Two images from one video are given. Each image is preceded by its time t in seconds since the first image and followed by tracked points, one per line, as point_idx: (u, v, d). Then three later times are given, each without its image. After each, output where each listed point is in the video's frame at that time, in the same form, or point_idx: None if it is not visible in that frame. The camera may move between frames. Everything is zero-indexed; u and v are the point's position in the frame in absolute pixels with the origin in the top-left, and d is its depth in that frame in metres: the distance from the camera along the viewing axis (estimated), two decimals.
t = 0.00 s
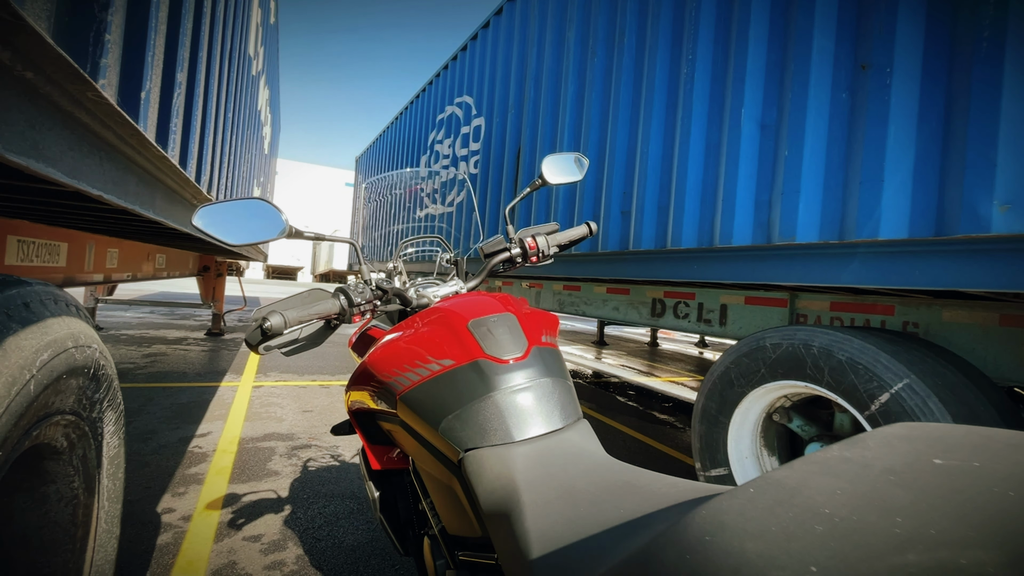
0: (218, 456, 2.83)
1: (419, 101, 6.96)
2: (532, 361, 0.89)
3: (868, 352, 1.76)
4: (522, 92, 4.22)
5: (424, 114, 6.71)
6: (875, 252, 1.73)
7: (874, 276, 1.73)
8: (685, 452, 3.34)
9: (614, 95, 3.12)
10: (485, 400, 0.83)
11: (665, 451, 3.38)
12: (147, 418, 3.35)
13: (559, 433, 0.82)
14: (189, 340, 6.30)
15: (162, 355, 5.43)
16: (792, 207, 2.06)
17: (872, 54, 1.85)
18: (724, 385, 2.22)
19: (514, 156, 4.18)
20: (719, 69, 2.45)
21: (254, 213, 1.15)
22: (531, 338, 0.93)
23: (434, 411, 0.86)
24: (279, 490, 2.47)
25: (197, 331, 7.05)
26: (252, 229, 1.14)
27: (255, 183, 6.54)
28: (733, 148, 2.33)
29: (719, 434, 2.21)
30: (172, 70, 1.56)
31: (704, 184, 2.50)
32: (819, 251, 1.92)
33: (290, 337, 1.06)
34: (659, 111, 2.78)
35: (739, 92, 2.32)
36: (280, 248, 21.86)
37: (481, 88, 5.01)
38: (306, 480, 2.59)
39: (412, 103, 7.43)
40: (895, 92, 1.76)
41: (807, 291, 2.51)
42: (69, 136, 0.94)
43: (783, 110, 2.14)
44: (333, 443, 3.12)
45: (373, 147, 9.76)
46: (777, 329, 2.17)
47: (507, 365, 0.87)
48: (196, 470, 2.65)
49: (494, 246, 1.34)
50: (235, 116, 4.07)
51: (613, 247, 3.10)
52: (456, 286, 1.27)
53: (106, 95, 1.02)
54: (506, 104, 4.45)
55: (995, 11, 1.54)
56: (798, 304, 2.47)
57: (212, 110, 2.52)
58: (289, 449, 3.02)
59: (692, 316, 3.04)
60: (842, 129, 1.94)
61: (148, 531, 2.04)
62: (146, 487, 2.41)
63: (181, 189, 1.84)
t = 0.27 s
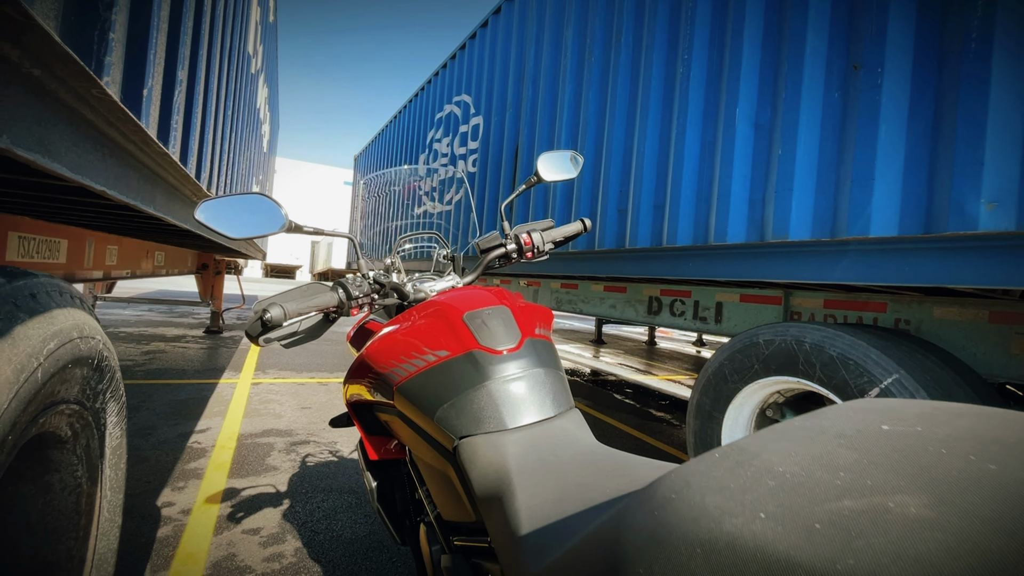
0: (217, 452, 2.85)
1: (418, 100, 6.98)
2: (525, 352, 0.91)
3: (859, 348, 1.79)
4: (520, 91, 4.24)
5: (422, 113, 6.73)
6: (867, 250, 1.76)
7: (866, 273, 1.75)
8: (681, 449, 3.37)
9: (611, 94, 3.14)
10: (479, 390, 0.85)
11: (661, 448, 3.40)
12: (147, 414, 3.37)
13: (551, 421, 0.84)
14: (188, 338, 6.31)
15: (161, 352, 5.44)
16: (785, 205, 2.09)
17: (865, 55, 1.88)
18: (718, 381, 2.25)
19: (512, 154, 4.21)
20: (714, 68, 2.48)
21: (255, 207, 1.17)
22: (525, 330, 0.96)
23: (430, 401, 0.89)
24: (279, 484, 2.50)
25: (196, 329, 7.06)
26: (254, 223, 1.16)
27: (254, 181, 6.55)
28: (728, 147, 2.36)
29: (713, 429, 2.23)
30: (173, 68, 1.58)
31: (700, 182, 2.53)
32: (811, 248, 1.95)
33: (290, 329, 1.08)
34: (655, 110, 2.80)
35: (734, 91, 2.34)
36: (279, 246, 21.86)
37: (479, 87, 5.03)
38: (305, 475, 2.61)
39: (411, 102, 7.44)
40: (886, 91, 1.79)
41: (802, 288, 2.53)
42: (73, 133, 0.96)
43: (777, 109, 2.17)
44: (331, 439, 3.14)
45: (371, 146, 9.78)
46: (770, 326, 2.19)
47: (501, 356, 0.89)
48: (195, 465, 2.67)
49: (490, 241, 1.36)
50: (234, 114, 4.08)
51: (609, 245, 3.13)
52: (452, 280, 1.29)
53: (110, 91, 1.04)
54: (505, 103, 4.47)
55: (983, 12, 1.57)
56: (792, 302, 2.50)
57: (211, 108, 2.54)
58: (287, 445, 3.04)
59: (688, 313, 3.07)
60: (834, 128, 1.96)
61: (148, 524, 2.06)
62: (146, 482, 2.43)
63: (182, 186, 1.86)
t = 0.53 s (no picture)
0: (216, 446, 2.87)
1: (417, 98, 6.99)
2: (519, 343, 0.94)
3: (850, 343, 1.82)
4: (518, 89, 4.26)
5: (421, 111, 6.74)
6: (859, 246, 1.78)
7: (858, 269, 1.78)
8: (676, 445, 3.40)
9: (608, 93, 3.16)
10: (475, 379, 0.87)
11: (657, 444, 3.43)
12: (145, 410, 3.39)
13: (544, 409, 0.87)
14: (186, 335, 6.31)
15: (159, 349, 5.45)
16: (779, 202, 2.12)
17: (856, 54, 1.90)
18: (712, 376, 2.27)
19: (510, 152, 4.23)
20: (710, 67, 2.50)
21: (255, 200, 1.19)
22: (519, 321, 0.98)
23: (427, 390, 0.91)
24: (277, 478, 2.52)
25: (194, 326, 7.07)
26: (254, 216, 1.18)
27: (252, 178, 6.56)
28: (723, 145, 2.38)
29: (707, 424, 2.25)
30: (174, 65, 1.60)
31: (695, 180, 2.55)
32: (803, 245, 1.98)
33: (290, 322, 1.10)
34: (652, 108, 2.82)
35: (729, 89, 2.36)
36: (277, 244, 21.83)
37: (477, 85, 5.05)
38: (304, 470, 2.63)
39: (409, 100, 7.46)
40: (877, 90, 1.82)
41: (796, 285, 2.57)
42: (76, 127, 0.98)
43: (771, 108, 2.19)
44: (329, 435, 3.17)
45: (369, 144, 9.79)
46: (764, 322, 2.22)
47: (496, 346, 0.91)
48: (194, 459, 2.69)
49: (486, 237, 1.39)
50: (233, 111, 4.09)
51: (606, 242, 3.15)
52: (450, 275, 1.31)
53: (113, 86, 1.06)
54: (503, 101, 4.49)
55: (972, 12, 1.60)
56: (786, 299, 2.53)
57: (211, 104, 2.55)
58: (286, 440, 3.06)
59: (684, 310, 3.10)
60: (827, 126, 1.99)
61: (148, 516, 2.08)
62: (145, 476, 2.45)
63: (182, 181, 1.87)
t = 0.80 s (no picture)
0: (213, 441, 2.89)
1: (414, 95, 7.00)
2: (511, 333, 0.96)
3: (840, 338, 1.84)
4: (516, 86, 4.27)
5: (418, 108, 6.75)
6: (850, 243, 1.81)
7: (849, 265, 1.80)
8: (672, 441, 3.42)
9: (605, 90, 3.18)
10: (467, 367, 0.89)
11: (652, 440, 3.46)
12: (143, 405, 3.40)
13: (534, 396, 0.89)
14: (183, 331, 6.31)
15: (157, 345, 5.45)
16: (773, 199, 2.13)
17: (849, 53, 1.93)
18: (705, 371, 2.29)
19: (507, 150, 4.24)
20: (705, 64, 2.52)
21: (252, 192, 1.20)
22: (512, 312, 1.00)
23: (420, 378, 0.93)
24: (274, 472, 2.54)
25: (191, 323, 7.07)
26: (252, 208, 1.20)
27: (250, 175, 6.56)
28: (717, 143, 2.40)
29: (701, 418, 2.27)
30: (172, 60, 1.61)
31: (690, 178, 2.57)
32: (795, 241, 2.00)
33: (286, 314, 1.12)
34: (647, 105, 2.84)
35: (724, 87, 2.38)
36: (275, 242, 21.81)
37: (475, 82, 5.06)
38: (301, 464, 2.65)
39: (407, 97, 7.46)
40: (869, 88, 1.84)
41: (789, 282, 2.59)
42: (76, 120, 0.99)
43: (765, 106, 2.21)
44: (326, 430, 3.18)
45: (368, 142, 9.78)
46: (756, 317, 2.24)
47: (488, 335, 0.93)
48: (192, 453, 2.71)
49: (481, 230, 1.40)
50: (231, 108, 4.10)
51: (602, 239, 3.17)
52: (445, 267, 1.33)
53: (112, 80, 1.07)
54: (500, 99, 4.50)
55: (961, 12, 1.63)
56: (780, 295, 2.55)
57: (208, 99, 2.55)
58: (283, 435, 3.08)
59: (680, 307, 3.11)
60: (819, 124, 2.01)
61: (146, 509, 2.10)
62: (143, 469, 2.46)
63: (179, 176, 1.88)
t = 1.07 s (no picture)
0: (209, 435, 2.90)
1: (412, 92, 7.00)
2: (500, 322, 0.98)
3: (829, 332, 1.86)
4: (512, 83, 4.28)
5: (416, 105, 6.75)
6: (839, 238, 1.83)
7: (838, 260, 1.82)
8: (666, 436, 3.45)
9: (600, 86, 3.19)
10: (456, 355, 0.91)
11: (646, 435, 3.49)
12: (140, 399, 3.41)
13: (522, 384, 0.91)
14: (180, 327, 6.32)
15: (154, 341, 5.46)
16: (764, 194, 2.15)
17: (839, 50, 1.95)
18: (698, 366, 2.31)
19: (504, 146, 4.25)
20: (699, 62, 2.54)
21: (245, 183, 1.21)
22: (501, 302, 1.02)
23: (411, 367, 0.95)
24: (270, 465, 2.56)
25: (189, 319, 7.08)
26: (246, 199, 1.22)
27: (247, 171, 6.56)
28: (711, 139, 2.41)
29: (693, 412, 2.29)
30: (168, 54, 1.62)
31: (684, 174, 2.58)
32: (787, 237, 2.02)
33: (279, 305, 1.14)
34: (642, 102, 2.85)
35: (717, 84, 2.40)
36: (273, 239, 21.78)
37: (472, 79, 5.07)
38: (296, 457, 2.67)
39: (405, 94, 7.45)
40: (859, 86, 1.87)
41: (781, 278, 2.61)
42: (72, 111, 1.01)
43: (757, 102, 2.23)
44: (322, 424, 3.20)
45: (366, 139, 9.77)
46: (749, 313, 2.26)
47: (477, 325, 0.95)
48: (188, 447, 2.72)
49: (473, 224, 1.42)
50: (228, 104, 4.11)
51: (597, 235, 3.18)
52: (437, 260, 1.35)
53: (108, 72, 1.08)
54: (497, 96, 4.51)
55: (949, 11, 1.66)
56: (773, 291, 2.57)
57: (205, 94, 2.56)
58: (279, 429, 3.10)
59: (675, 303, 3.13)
60: (811, 121, 2.03)
61: (142, 501, 2.11)
62: (139, 462, 2.48)
63: (175, 170, 1.89)
